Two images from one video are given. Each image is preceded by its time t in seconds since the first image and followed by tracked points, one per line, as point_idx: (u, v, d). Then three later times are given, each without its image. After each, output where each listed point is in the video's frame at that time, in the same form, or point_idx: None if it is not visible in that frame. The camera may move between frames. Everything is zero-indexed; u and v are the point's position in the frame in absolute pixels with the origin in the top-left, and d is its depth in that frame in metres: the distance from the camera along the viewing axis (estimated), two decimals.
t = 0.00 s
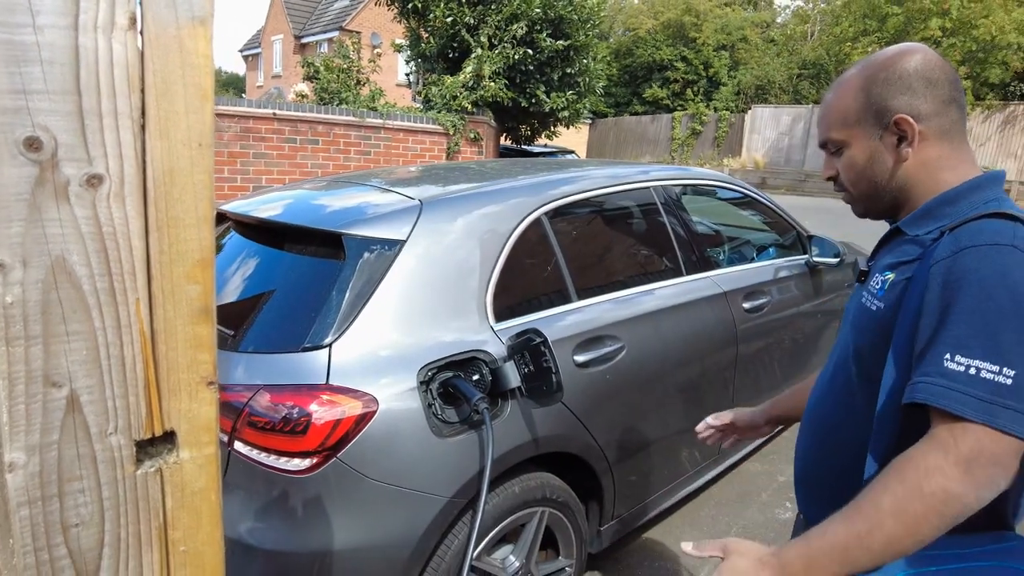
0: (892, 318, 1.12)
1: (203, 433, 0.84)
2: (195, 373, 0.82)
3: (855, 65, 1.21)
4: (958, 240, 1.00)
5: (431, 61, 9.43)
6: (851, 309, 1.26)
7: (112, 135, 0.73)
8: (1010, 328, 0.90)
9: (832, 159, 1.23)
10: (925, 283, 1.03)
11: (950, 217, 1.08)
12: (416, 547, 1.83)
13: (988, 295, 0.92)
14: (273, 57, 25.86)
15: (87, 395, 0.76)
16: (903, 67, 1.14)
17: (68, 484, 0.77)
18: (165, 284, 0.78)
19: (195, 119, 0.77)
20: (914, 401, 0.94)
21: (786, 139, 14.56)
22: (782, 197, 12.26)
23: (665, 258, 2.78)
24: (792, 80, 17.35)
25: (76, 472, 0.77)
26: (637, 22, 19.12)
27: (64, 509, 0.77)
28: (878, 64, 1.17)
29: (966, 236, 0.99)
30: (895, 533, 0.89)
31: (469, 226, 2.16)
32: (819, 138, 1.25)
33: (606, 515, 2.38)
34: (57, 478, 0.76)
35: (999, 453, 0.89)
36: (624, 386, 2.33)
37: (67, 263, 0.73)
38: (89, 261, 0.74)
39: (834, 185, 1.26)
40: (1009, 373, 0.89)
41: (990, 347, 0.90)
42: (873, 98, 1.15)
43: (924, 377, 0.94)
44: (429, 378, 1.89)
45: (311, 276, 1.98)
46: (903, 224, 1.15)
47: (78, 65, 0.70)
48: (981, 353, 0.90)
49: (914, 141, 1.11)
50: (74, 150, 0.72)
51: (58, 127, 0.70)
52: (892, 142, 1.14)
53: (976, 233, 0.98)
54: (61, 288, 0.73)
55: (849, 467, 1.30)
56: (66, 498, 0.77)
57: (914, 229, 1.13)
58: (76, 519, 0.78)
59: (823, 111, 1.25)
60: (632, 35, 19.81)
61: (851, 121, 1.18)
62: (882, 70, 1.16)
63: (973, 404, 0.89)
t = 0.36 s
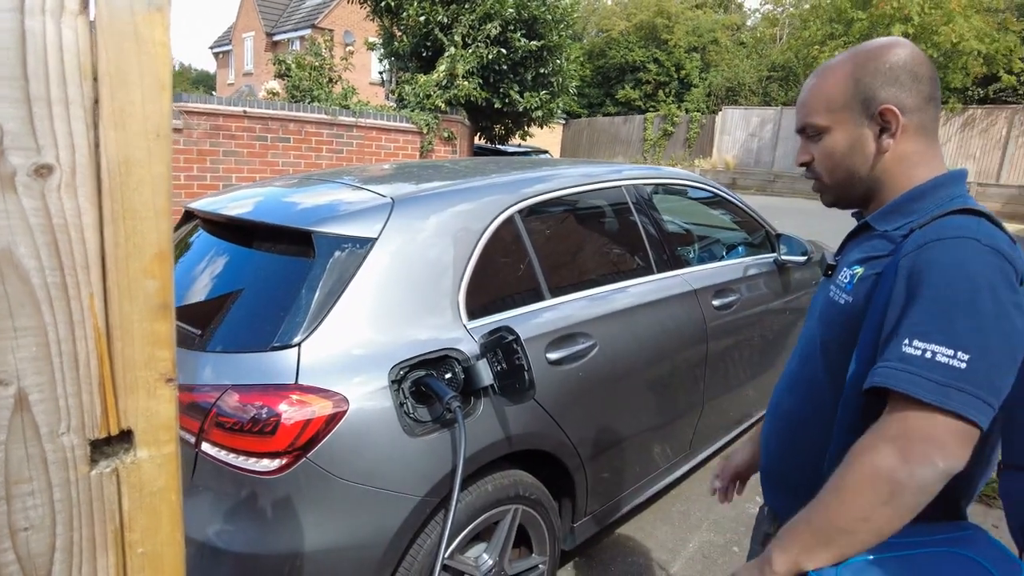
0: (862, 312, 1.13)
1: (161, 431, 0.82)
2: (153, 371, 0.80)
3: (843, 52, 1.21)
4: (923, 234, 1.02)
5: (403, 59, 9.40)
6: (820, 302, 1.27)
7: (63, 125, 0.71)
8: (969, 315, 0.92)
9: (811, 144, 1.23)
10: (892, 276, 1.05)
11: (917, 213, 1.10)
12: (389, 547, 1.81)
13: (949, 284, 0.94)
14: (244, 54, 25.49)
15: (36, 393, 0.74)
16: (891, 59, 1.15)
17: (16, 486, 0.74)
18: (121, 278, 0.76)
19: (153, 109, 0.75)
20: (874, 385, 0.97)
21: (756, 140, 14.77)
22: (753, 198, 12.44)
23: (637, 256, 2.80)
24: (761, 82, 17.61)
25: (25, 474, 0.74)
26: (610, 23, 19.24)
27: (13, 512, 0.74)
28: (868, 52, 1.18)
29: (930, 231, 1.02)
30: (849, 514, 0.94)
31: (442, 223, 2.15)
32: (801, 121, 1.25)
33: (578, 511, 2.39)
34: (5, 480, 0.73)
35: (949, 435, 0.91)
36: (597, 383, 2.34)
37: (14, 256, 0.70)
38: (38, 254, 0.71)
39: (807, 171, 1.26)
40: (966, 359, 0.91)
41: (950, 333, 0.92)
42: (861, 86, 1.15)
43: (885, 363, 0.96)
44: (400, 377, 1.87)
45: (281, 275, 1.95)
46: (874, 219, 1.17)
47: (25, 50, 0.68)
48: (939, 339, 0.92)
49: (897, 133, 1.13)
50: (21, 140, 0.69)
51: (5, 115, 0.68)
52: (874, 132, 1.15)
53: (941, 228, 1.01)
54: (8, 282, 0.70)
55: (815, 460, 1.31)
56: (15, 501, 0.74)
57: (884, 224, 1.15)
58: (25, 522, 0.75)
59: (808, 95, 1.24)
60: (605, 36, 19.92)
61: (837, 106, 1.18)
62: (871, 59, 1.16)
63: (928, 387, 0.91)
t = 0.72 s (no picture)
0: (833, 311, 1.16)
1: (122, 434, 0.77)
2: (112, 372, 0.75)
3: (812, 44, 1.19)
4: (903, 238, 1.01)
5: (379, 57, 9.34)
6: (787, 302, 1.28)
7: (11, 115, 0.66)
8: (952, 327, 0.92)
9: (779, 138, 1.22)
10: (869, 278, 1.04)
11: (885, 216, 1.13)
12: (364, 548, 1.79)
13: (934, 294, 0.93)
14: (217, 50, 25.10)
15: None
16: (861, 56, 1.15)
17: None
18: (76, 276, 0.71)
19: (109, 100, 0.70)
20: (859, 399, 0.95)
21: (730, 139, 14.93)
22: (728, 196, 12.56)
23: (613, 255, 2.80)
24: (735, 82, 17.80)
25: None
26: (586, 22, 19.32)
27: None
28: (836, 47, 1.17)
29: (910, 235, 1.01)
30: (831, 531, 0.92)
31: (417, 221, 2.13)
32: (768, 114, 1.23)
33: (555, 509, 2.39)
34: None
35: (932, 449, 0.92)
36: (573, 381, 2.34)
37: None
38: None
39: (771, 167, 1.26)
40: (948, 371, 0.91)
41: (933, 344, 0.92)
42: (834, 82, 1.15)
43: (867, 374, 0.95)
44: (375, 377, 1.85)
45: (252, 274, 1.92)
46: (841, 218, 1.19)
47: None
48: (925, 352, 0.92)
49: (867, 131, 1.14)
50: None
51: None
52: (844, 130, 1.15)
53: (921, 231, 1.00)
54: None
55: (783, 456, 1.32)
56: None
57: (854, 224, 1.17)
58: None
59: (776, 89, 1.23)
60: (581, 34, 19.99)
61: (809, 101, 1.16)
62: (841, 55, 1.16)
63: (914, 400, 0.91)
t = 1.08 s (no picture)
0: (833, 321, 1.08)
1: (94, 438, 0.70)
2: (84, 375, 0.68)
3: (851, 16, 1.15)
4: (912, 247, 0.94)
5: (364, 53, 9.29)
6: (772, 306, 1.20)
7: None
8: (965, 345, 0.84)
9: (823, 103, 1.11)
10: (876, 288, 0.97)
11: (886, 218, 1.09)
12: (349, 551, 1.76)
13: (947, 309, 0.86)
14: (199, 46, 24.83)
15: None
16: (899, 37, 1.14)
17: None
18: (43, 276, 0.64)
19: (77, 93, 0.64)
20: (863, 419, 0.87)
21: (715, 138, 15.00)
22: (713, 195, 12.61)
23: (601, 253, 2.79)
24: (721, 81, 17.89)
25: None
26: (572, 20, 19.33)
27: None
28: (875, 23, 1.15)
29: (921, 244, 0.93)
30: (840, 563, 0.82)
31: (403, 219, 2.10)
32: (813, 76, 1.12)
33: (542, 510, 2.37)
34: None
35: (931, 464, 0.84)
36: (560, 380, 2.32)
37: None
38: None
39: (796, 139, 1.14)
40: (960, 394, 0.84)
41: (946, 362, 0.84)
42: (886, 55, 1.11)
43: (874, 393, 0.87)
44: (360, 378, 1.82)
45: (234, 272, 1.88)
46: (833, 217, 1.14)
47: None
48: (937, 372, 0.84)
49: (909, 114, 1.12)
50: None
51: None
52: (887, 108, 1.11)
53: (932, 240, 0.93)
54: None
55: (767, 465, 1.25)
56: None
57: (849, 226, 1.12)
58: None
59: (816, 50, 1.13)
60: (567, 32, 20.00)
61: (863, 69, 1.10)
62: (883, 33, 1.13)
63: (926, 424, 0.83)
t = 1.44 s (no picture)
0: (864, 353, 1.00)
1: (72, 444, 0.67)
2: (60, 379, 0.65)
3: None
4: (965, 277, 0.90)
5: (354, 51, 9.26)
6: (781, 328, 1.11)
7: None
8: None
9: (842, 100, 1.07)
10: (923, 320, 0.93)
11: (910, 236, 1.05)
12: (340, 552, 1.75)
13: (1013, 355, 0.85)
14: (188, 45, 24.71)
15: None
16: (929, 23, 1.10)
17: None
18: (16, 275, 0.61)
19: (51, 86, 0.60)
20: (932, 479, 0.86)
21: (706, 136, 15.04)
22: (704, 193, 12.65)
23: (593, 251, 2.79)
24: (712, 80, 17.94)
25: None
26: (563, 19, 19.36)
27: None
28: (903, 9, 1.10)
29: (974, 275, 0.90)
30: None
31: (393, 217, 2.08)
32: (834, 66, 1.07)
33: (534, 508, 2.36)
34: None
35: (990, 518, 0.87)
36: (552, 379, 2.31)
37: None
38: None
39: (806, 137, 1.10)
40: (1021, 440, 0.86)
41: (1011, 413, 0.85)
42: (913, 47, 1.07)
43: (946, 452, 0.85)
44: (350, 378, 1.80)
45: (222, 271, 1.86)
46: (848, 228, 1.08)
47: None
48: (1004, 423, 0.85)
49: (930, 116, 1.09)
50: None
51: None
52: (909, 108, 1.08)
53: (985, 271, 0.90)
54: None
55: (756, 494, 1.13)
56: None
57: (872, 242, 1.06)
58: None
59: (838, 36, 1.08)
60: (559, 31, 20.00)
61: (884, 64, 1.06)
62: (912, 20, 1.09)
63: (997, 479, 0.85)
